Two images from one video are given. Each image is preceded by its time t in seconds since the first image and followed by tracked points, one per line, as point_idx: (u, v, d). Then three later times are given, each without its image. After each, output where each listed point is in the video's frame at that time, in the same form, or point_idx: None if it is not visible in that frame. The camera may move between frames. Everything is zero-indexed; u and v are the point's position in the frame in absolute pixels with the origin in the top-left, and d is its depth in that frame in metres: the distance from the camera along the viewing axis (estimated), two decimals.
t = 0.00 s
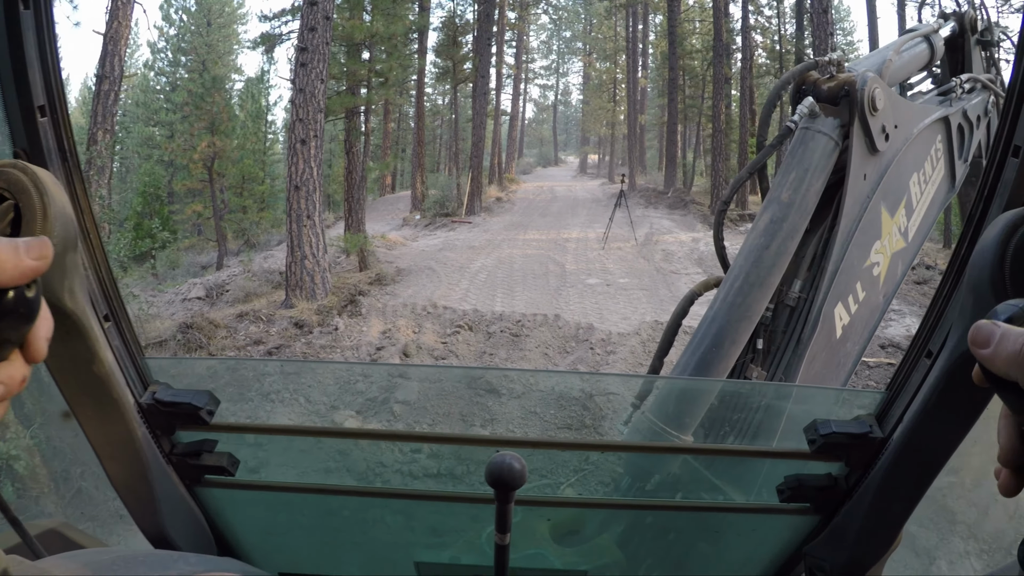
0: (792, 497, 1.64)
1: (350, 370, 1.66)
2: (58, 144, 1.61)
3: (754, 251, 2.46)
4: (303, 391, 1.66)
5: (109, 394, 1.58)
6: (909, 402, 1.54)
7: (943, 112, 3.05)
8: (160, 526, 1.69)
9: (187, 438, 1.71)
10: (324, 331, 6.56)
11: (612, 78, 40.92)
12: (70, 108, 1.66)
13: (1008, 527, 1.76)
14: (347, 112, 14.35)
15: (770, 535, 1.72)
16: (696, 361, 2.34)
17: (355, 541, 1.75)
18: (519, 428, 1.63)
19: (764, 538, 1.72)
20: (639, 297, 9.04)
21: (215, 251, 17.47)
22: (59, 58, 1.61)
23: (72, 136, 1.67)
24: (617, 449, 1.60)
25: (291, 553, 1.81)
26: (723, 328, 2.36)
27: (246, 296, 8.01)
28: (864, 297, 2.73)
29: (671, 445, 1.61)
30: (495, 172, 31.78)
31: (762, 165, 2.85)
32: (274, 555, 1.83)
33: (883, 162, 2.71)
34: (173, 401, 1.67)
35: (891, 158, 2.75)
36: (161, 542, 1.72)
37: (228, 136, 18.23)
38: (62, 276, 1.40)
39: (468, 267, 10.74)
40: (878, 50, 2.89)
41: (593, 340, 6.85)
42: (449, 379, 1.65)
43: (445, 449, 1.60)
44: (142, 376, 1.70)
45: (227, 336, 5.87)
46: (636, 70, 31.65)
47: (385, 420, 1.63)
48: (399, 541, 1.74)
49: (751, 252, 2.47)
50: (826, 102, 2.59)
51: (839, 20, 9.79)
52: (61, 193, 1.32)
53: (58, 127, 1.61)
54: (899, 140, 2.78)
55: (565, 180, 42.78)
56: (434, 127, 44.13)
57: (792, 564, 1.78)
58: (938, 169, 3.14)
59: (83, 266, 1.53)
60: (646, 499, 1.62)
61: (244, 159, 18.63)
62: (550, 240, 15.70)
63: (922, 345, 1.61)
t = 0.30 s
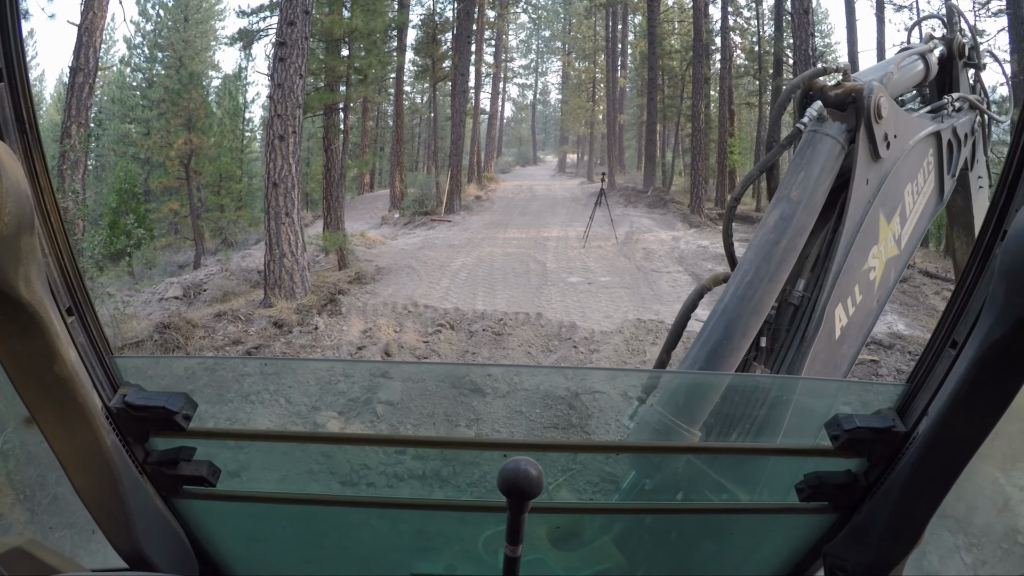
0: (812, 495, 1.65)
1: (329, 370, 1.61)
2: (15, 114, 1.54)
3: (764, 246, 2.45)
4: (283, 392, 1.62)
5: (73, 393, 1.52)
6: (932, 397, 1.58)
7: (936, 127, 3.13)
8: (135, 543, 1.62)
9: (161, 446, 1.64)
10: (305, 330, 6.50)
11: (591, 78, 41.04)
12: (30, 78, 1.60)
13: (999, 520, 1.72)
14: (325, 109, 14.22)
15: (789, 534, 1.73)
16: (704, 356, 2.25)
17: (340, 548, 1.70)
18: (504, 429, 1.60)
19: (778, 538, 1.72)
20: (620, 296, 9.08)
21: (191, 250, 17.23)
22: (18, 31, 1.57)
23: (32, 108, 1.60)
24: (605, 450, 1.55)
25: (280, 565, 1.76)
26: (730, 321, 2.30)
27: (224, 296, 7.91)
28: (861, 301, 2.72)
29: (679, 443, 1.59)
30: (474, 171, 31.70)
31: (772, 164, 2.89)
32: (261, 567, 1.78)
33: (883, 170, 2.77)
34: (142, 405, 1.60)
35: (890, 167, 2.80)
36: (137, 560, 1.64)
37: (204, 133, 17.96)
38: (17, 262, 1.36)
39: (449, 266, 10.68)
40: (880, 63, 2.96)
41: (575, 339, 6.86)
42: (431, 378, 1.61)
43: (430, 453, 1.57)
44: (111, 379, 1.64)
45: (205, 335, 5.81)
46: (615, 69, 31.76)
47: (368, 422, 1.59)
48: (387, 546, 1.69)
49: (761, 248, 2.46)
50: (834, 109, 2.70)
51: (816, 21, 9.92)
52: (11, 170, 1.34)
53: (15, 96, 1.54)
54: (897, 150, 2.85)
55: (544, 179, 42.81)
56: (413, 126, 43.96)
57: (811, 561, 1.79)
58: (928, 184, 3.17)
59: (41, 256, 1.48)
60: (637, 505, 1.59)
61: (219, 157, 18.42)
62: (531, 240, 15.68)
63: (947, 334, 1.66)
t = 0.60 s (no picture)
0: (832, 488, 1.64)
1: (333, 369, 1.62)
2: (19, 91, 1.52)
3: (785, 244, 2.45)
4: (285, 392, 1.62)
5: (77, 388, 1.48)
6: (955, 387, 1.58)
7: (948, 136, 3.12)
8: (142, 545, 1.60)
9: (168, 444, 1.62)
10: (306, 331, 6.48)
11: (591, 79, 41.06)
12: (35, 58, 1.59)
13: (1003, 519, 1.70)
14: (326, 109, 14.24)
15: (809, 530, 1.70)
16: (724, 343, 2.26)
17: (342, 549, 1.68)
18: (509, 427, 1.60)
19: (795, 534, 1.70)
20: (622, 296, 9.07)
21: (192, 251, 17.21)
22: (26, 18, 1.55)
23: (36, 87, 1.58)
24: (611, 444, 1.53)
25: (289, 563, 1.74)
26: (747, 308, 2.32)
27: (225, 296, 7.90)
28: (873, 305, 2.71)
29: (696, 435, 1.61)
30: (473, 173, 31.74)
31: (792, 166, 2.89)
32: (267, 565, 1.76)
33: (898, 176, 2.77)
34: (149, 401, 1.58)
35: (905, 173, 2.80)
36: (144, 562, 1.62)
37: (205, 134, 17.98)
38: (19, 245, 1.30)
39: (450, 266, 10.69)
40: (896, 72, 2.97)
41: (578, 340, 6.86)
42: (434, 379, 1.63)
43: (437, 450, 1.55)
44: (117, 373, 1.64)
45: (206, 336, 5.81)
46: (616, 71, 31.79)
47: (370, 421, 1.57)
48: (388, 546, 1.68)
49: (781, 246, 2.45)
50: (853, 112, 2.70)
51: (818, 22, 9.95)
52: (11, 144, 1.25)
53: (20, 72, 1.52)
54: (912, 157, 2.85)
55: (545, 181, 42.78)
56: (412, 127, 43.96)
57: (830, 557, 1.76)
58: (940, 194, 3.18)
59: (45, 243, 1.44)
60: (652, 502, 1.56)
61: (219, 158, 18.48)
62: (532, 241, 15.68)
63: (970, 325, 1.65)
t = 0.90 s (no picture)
0: (833, 485, 1.65)
1: (335, 370, 1.61)
2: (38, 95, 1.53)
3: (789, 247, 2.46)
4: (287, 394, 1.62)
5: (96, 389, 1.49)
6: (954, 385, 1.59)
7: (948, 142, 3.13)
8: (157, 544, 1.61)
9: (182, 445, 1.64)
10: (308, 331, 6.51)
11: (592, 79, 41.09)
12: (53, 61, 1.60)
13: (1001, 517, 1.71)
14: (327, 110, 14.26)
15: (810, 526, 1.72)
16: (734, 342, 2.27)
17: (346, 547, 1.70)
18: (512, 427, 1.60)
19: (798, 531, 1.71)
20: (624, 296, 9.09)
21: (193, 251, 17.21)
22: (44, 23, 1.56)
23: (54, 90, 1.60)
24: (615, 442, 1.54)
25: (298, 562, 1.76)
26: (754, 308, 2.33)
27: (226, 296, 7.92)
28: (874, 307, 2.72)
29: (700, 434, 1.62)
30: (474, 173, 31.79)
31: (796, 169, 2.91)
32: (276, 565, 1.78)
33: (901, 181, 2.79)
34: (165, 402, 1.59)
35: (906, 178, 2.82)
36: (158, 561, 1.64)
37: (205, 135, 18.01)
38: (41, 248, 1.31)
39: (451, 267, 10.72)
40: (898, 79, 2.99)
41: (579, 340, 6.89)
42: (437, 378, 1.62)
43: (442, 448, 1.57)
44: (131, 374, 1.66)
45: (208, 336, 5.84)
46: (616, 70, 31.82)
47: (374, 421, 1.58)
48: (392, 546, 1.69)
49: (785, 248, 2.47)
50: (856, 118, 2.72)
51: (817, 23, 9.99)
52: (40, 149, 1.27)
53: (38, 76, 1.53)
54: (914, 162, 2.87)
55: (545, 181, 42.80)
56: (413, 127, 44.00)
57: (832, 553, 1.78)
58: (940, 198, 3.19)
59: (65, 248, 1.45)
60: (657, 498, 1.58)
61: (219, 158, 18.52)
62: (533, 241, 15.71)
63: (969, 325, 1.67)
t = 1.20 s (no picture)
0: (837, 486, 1.65)
1: (336, 370, 1.61)
2: (40, 93, 1.53)
3: (791, 247, 2.46)
4: (288, 394, 1.63)
5: (99, 390, 1.49)
6: (959, 385, 1.59)
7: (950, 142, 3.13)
8: (160, 546, 1.60)
9: (186, 446, 1.64)
10: (308, 331, 6.52)
11: (592, 79, 41.07)
12: (55, 60, 1.59)
13: (1003, 517, 1.70)
14: (328, 109, 14.27)
15: (814, 526, 1.71)
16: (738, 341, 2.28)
17: (347, 548, 1.69)
18: (513, 427, 1.60)
19: (802, 531, 1.71)
20: (624, 296, 9.08)
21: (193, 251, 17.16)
22: (47, 23, 1.56)
23: (57, 89, 1.60)
24: (618, 443, 1.54)
25: (300, 563, 1.75)
26: (756, 307, 2.34)
27: (226, 296, 7.91)
28: (877, 307, 2.72)
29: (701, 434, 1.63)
30: (474, 173, 31.77)
31: (799, 170, 2.91)
32: (279, 566, 1.78)
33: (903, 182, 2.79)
34: (169, 403, 1.59)
35: (909, 178, 2.82)
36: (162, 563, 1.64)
37: (206, 134, 17.99)
38: (44, 249, 1.30)
39: (452, 266, 10.70)
40: (901, 80, 2.99)
41: (580, 339, 6.88)
42: (438, 378, 1.63)
43: (444, 449, 1.57)
44: (134, 375, 1.65)
45: (208, 336, 5.84)
46: (616, 70, 31.84)
47: (376, 422, 1.58)
48: (393, 546, 1.69)
49: (788, 248, 2.46)
50: (858, 119, 2.72)
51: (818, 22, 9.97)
52: (43, 150, 1.27)
53: (40, 74, 1.53)
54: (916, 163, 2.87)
55: (545, 180, 42.75)
56: (413, 127, 43.97)
57: (836, 553, 1.78)
58: (942, 199, 3.19)
59: (67, 249, 1.44)
60: (661, 499, 1.58)
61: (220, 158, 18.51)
62: (534, 240, 15.70)
63: (974, 325, 1.67)
